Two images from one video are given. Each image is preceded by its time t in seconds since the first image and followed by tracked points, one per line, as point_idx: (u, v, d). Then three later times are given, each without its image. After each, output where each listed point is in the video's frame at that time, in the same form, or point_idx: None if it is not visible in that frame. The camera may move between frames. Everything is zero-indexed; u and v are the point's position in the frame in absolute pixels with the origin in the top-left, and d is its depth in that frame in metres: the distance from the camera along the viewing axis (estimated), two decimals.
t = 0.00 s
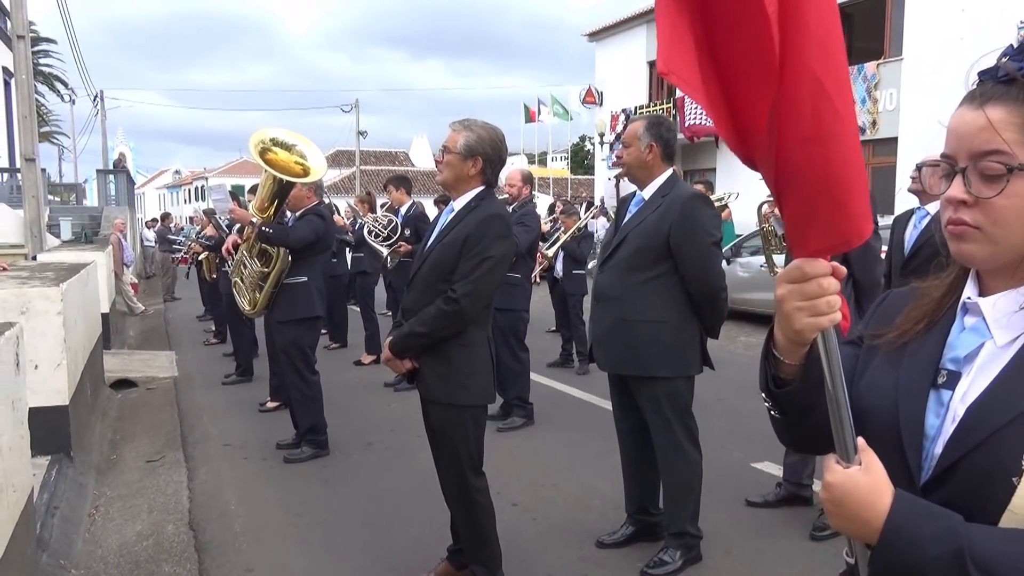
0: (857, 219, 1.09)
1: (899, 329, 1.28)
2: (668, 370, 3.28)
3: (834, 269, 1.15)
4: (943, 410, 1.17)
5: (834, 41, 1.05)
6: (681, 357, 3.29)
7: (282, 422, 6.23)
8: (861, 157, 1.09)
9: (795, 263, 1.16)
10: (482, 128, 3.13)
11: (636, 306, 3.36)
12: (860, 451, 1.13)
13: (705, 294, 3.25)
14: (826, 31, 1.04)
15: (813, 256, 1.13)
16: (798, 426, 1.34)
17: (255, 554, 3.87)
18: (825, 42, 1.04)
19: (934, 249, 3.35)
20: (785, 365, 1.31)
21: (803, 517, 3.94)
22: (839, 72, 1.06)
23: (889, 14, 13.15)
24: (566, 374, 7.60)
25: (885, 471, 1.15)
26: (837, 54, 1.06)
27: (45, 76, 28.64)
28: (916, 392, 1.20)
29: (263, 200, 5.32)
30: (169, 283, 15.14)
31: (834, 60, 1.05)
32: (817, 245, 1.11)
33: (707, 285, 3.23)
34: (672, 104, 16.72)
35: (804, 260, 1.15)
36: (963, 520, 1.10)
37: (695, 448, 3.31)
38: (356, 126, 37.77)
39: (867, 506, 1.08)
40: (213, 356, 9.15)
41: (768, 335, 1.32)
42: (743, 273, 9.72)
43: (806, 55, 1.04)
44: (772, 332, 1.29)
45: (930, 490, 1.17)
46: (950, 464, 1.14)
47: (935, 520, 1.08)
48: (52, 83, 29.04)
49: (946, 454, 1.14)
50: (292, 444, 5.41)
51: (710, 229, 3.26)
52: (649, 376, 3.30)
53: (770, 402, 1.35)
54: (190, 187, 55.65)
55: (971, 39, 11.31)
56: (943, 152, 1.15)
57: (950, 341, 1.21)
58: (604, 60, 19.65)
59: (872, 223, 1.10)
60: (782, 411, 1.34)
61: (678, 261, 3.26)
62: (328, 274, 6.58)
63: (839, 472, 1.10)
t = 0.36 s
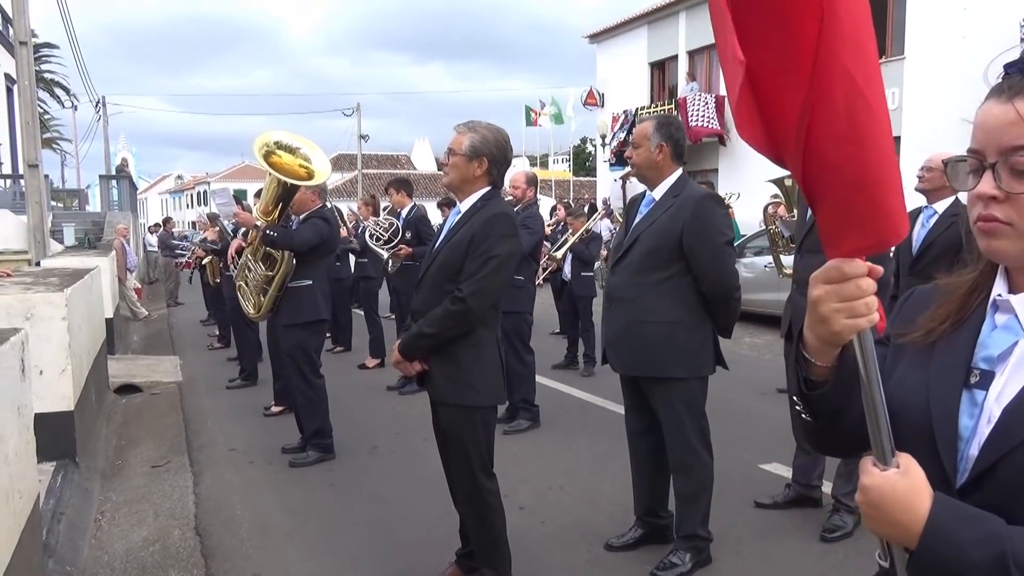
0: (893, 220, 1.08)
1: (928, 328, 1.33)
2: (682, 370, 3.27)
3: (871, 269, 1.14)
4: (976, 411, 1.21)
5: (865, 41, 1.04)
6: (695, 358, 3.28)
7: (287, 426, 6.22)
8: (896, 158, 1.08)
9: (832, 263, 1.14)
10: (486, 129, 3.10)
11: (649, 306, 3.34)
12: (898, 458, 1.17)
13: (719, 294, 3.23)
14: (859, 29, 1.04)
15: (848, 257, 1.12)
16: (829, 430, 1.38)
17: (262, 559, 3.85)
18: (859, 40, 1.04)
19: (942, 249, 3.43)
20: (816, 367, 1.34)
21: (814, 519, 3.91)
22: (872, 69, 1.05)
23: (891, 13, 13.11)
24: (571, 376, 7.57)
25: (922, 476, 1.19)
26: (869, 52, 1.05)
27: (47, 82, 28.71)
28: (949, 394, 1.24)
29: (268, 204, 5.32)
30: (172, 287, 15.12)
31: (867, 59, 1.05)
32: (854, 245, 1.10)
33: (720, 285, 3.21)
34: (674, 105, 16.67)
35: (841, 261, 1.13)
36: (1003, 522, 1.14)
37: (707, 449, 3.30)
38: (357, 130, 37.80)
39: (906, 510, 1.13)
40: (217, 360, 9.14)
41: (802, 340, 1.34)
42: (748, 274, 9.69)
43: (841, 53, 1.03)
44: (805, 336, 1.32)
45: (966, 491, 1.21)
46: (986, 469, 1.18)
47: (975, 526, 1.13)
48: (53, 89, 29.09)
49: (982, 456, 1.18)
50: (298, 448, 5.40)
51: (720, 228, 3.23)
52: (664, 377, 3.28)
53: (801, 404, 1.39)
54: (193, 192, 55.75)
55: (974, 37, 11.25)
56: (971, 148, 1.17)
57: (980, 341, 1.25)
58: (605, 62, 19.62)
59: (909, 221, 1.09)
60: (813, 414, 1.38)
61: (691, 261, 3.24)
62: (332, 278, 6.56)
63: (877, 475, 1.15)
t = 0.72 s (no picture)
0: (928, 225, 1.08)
1: (944, 330, 1.34)
2: (693, 371, 3.26)
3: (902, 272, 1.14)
4: (996, 414, 1.23)
5: (918, 46, 1.03)
6: (706, 360, 3.27)
7: (295, 427, 6.23)
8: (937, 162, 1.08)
9: (863, 266, 1.14)
10: (492, 130, 3.11)
11: (659, 308, 3.33)
12: (929, 461, 1.18)
13: (729, 295, 3.23)
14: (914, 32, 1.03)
15: (878, 258, 1.12)
16: (857, 435, 1.40)
17: (270, 562, 3.85)
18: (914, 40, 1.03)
19: (951, 249, 3.43)
20: (844, 371, 1.35)
21: (823, 521, 3.89)
22: (922, 75, 1.04)
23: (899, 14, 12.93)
24: (577, 378, 7.56)
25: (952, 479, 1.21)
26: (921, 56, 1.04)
27: (53, 85, 28.83)
28: (970, 397, 1.25)
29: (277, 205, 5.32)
30: (178, 290, 15.15)
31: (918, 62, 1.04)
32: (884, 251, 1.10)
33: (731, 286, 3.21)
34: (679, 106, 16.61)
35: (871, 262, 1.13)
36: None
37: (717, 451, 3.29)
38: (363, 133, 37.89)
39: (936, 512, 1.15)
40: (224, 363, 9.15)
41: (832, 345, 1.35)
42: (754, 275, 9.65)
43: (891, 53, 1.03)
44: (834, 343, 1.33)
45: (989, 494, 1.23)
46: (1009, 472, 1.19)
47: (1004, 526, 1.15)
48: (60, 93, 29.26)
49: (1004, 460, 1.20)
50: (305, 450, 5.40)
51: (731, 228, 3.23)
52: (674, 377, 3.27)
53: (829, 407, 1.40)
54: (200, 195, 55.88)
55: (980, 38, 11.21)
56: (988, 148, 1.17)
57: (1000, 344, 1.27)
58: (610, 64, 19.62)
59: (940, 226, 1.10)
60: (839, 417, 1.39)
61: (701, 262, 3.24)
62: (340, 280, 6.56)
63: (906, 477, 1.16)
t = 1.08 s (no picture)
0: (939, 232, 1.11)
1: (957, 331, 1.34)
2: (701, 374, 3.25)
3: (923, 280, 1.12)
4: (1012, 417, 1.23)
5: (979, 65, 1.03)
6: (713, 362, 3.27)
7: (303, 430, 6.24)
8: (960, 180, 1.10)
9: (884, 274, 1.13)
10: (498, 132, 3.10)
11: (666, 311, 3.32)
12: (949, 466, 1.18)
13: (736, 297, 3.23)
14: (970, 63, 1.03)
15: (903, 264, 1.11)
16: (876, 441, 1.40)
17: (278, 564, 3.85)
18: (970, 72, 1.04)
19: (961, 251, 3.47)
20: (865, 378, 1.34)
21: (833, 525, 3.87)
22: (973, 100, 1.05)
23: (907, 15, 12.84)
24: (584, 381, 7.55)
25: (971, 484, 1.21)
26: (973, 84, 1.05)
27: (62, 90, 29.05)
28: (987, 401, 1.26)
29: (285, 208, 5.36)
30: (186, 293, 15.22)
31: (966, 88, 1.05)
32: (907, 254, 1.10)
33: (738, 289, 3.21)
34: (686, 108, 16.59)
35: (893, 269, 1.12)
36: None
37: (724, 454, 3.28)
38: (369, 136, 38.00)
39: (958, 519, 1.15)
40: (232, 365, 9.18)
41: (853, 351, 1.34)
42: (762, 277, 9.63)
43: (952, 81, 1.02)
44: (856, 350, 1.32)
45: (1008, 497, 1.24)
46: None
47: None
48: (69, 97, 29.47)
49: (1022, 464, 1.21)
50: (312, 452, 5.41)
51: (740, 231, 3.23)
52: (683, 381, 3.27)
53: (849, 412, 1.40)
54: (207, 198, 56.10)
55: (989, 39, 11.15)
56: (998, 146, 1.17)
57: (1013, 346, 1.27)
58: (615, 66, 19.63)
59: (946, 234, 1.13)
60: (859, 423, 1.39)
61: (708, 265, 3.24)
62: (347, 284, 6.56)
63: (927, 484, 1.16)
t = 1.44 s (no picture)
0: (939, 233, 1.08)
1: (975, 331, 1.37)
2: (713, 377, 3.24)
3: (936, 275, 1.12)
4: None
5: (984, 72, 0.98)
6: (726, 364, 3.25)
7: (314, 433, 6.26)
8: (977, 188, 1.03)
9: (898, 267, 1.12)
10: (509, 135, 3.11)
11: (678, 313, 3.30)
12: (962, 464, 1.19)
13: (749, 299, 3.21)
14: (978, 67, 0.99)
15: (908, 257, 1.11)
16: (889, 438, 1.40)
17: (290, 567, 3.85)
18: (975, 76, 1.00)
19: (976, 252, 3.65)
20: (877, 375, 1.34)
21: (846, 528, 3.84)
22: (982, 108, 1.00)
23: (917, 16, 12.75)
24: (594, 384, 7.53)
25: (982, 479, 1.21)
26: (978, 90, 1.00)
27: (75, 97, 29.32)
28: (1004, 400, 1.28)
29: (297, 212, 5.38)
30: (197, 296, 15.28)
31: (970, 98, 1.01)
32: (922, 244, 1.06)
33: (751, 290, 3.19)
34: (696, 110, 16.54)
35: (905, 264, 1.11)
36: None
37: (736, 456, 3.26)
38: (379, 140, 38.10)
39: (973, 518, 1.15)
40: (243, 369, 9.21)
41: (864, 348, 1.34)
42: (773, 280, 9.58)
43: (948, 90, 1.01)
44: (868, 347, 1.31)
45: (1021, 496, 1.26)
46: None
47: None
48: (82, 103, 29.71)
49: None
50: (324, 455, 5.42)
51: (753, 232, 3.22)
52: (695, 383, 3.25)
53: (862, 409, 1.39)
54: (218, 202, 56.40)
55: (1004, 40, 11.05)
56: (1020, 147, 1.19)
57: None
58: (624, 68, 19.62)
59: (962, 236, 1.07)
60: (871, 420, 1.39)
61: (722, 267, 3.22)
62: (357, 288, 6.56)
63: (941, 482, 1.16)
